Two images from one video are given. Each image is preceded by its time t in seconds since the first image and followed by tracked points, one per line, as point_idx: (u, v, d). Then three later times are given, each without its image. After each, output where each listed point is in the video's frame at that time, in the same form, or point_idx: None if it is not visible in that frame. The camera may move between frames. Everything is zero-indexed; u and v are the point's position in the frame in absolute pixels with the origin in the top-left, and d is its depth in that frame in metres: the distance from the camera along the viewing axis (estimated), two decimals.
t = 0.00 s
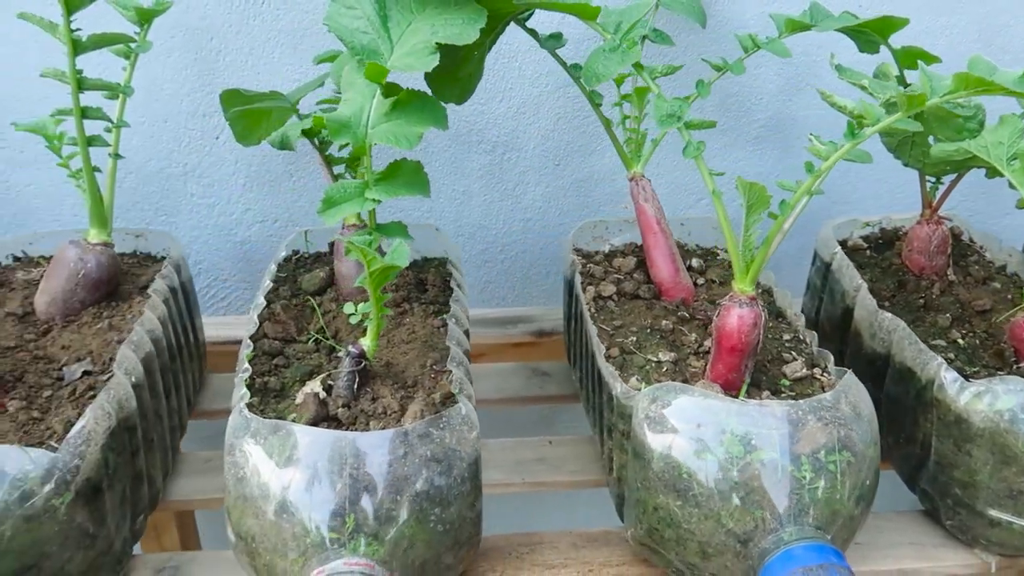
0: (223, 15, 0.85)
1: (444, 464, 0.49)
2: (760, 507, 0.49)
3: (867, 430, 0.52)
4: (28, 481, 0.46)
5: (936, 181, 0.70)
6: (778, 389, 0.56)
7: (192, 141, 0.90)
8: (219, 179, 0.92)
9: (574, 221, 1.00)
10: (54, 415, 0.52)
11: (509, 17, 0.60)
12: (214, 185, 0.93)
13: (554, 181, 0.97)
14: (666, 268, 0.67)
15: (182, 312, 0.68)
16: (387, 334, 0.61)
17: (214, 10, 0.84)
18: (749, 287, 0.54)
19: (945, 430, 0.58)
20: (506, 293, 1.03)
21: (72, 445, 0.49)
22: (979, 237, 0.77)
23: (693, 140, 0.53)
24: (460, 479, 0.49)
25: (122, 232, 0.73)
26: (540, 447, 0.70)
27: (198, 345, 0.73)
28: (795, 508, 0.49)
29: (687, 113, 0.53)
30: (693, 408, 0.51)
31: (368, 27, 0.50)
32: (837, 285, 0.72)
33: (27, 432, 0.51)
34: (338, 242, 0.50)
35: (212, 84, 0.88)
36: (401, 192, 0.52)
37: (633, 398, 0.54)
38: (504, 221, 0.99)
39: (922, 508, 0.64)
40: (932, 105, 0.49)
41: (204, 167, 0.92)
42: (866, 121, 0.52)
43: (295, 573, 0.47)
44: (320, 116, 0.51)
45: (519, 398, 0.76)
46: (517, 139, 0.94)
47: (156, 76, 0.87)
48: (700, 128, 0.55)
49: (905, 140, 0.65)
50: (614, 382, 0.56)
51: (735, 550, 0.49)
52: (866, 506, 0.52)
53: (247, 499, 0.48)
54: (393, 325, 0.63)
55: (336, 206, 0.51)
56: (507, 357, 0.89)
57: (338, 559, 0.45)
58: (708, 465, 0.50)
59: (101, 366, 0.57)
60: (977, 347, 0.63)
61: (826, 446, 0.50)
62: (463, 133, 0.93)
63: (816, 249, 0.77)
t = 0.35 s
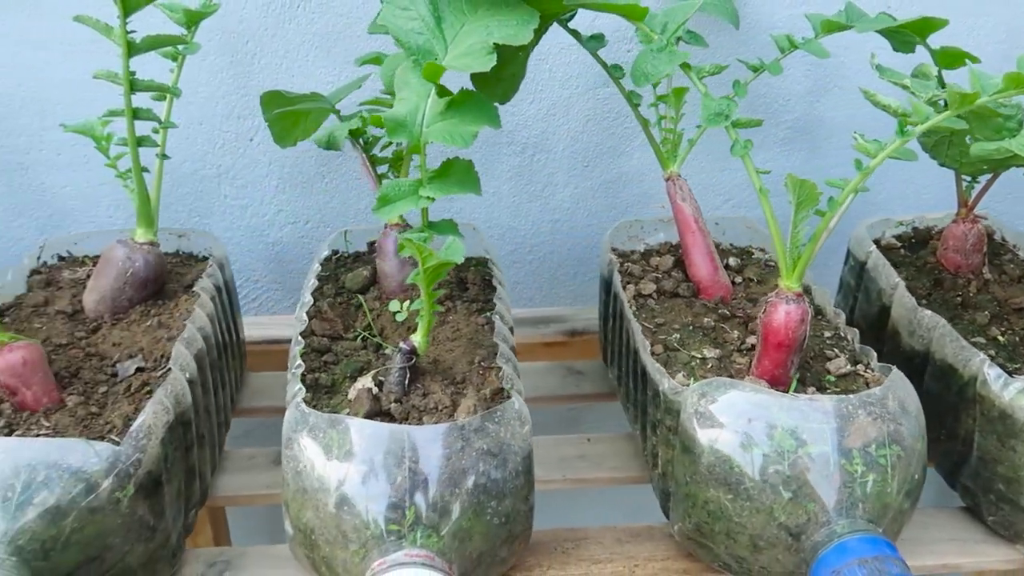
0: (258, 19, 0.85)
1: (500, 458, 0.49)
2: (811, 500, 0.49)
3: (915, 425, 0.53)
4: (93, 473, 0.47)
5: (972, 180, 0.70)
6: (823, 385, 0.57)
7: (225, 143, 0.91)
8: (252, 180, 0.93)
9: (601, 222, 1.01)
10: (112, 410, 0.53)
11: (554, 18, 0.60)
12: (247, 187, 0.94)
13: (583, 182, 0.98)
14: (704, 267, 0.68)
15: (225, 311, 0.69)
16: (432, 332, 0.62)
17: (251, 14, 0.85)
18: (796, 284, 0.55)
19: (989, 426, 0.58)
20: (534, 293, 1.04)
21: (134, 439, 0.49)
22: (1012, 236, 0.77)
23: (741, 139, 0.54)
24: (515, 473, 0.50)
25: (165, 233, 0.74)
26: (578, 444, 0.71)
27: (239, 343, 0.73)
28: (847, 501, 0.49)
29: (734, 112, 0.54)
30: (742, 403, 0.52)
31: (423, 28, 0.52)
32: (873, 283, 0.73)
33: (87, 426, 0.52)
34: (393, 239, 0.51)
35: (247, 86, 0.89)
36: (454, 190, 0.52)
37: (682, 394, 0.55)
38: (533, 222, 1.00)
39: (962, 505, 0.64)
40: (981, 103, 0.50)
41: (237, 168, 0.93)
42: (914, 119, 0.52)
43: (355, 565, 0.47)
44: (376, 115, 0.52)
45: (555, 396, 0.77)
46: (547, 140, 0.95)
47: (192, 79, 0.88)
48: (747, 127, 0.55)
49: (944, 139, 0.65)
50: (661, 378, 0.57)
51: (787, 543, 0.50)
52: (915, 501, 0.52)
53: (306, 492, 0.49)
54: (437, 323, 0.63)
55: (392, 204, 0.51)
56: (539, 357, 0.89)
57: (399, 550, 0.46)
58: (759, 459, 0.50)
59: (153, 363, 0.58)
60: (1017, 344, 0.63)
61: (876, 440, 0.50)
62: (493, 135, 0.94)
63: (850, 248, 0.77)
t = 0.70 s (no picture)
0: (295, 21, 0.86)
1: (555, 454, 0.50)
2: (864, 497, 0.50)
3: (966, 423, 0.53)
4: (155, 468, 0.48)
5: (1013, 180, 0.70)
6: (871, 383, 0.57)
7: (260, 144, 0.92)
8: (286, 181, 0.94)
9: (631, 222, 1.01)
10: (167, 407, 0.54)
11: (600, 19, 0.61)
12: (280, 188, 0.94)
13: (613, 183, 0.98)
14: (745, 267, 0.68)
15: (268, 309, 0.70)
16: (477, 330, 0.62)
17: (288, 16, 0.86)
18: (845, 283, 0.55)
19: None
20: (563, 294, 1.04)
21: (193, 435, 0.50)
22: None
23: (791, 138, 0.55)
24: (570, 469, 0.50)
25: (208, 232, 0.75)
26: (618, 443, 0.71)
27: (280, 342, 0.74)
28: (901, 498, 0.50)
29: (785, 112, 0.54)
30: (794, 399, 0.52)
31: (477, 28, 0.52)
32: (912, 283, 0.73)
33: (144, 422, 0.52)
34: (448, 238, 0.51)
35: (283, 88, 0.89)
36: (507, 189, 0.53)
37: (732, 391, 0.55)
38: (563, 223, 1.00)
39: (1005, 504, 0.64)
40: None
41: (271, 169, 0.93)
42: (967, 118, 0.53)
43: (413, 560, 0.48)
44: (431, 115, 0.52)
45: (592, 395, 0.77)
46: (579, 141, 0.96)
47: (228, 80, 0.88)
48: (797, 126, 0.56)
49: (986, 140, 0.65)
50: (709, 376, 0.57)
51: (840, 540, 0.50)
52: (966, 499, 0.53)
53: (363, 487, 0.49)
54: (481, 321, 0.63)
55: (446, 202, 0.52)
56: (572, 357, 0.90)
57: (458, 545, 0.46)
58: (812, 456, 0.50)
59: (204, 360, 0.59)
60: None
61: (929, 438, 0.51)
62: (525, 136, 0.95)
63: (887, 248, 0.78)
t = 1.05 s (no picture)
0: (331, 22, 0.87)
1: (609, 450, 0.50)
2: (919, 493, 0.50)
3: (1018, 420, 0.53)
4: (212, 463, 0.48)
5: None
6: (919, 380, 0.57)
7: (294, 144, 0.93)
8: (319, 181, 0.94)
9: (662, 222, 1.01)
10: (220, 403, 0.54)
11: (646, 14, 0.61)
12: (314, 188, 0.95)
13: (644, 183, 0.99)
14: (785, 265, 0.68)
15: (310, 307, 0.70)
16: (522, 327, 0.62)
17: (324, 17, 0.86)
18: (893, 281, 0.56)
19: None
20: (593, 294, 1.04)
21: (249, 429, 0.50)
22: None
23: (840, 135, 0.55)
24: (623, 465, 0.50)
25: (249, 231, 0.76)
26: (658, 441, 0.71)
27: (320, 340, 0.74)
28: (956, 494, 0.50)
29: (835, 109, 0.54)
30: (846, 396, 0.52)
31: (529, 26, 0.52)
32: (952, 282, 0.73)
33: (198, 417, 0.53)
34: (501, 234, 0.51)
35: (317, 88, 0.90)
36: (558, 187, 0.53)
37: (782, 388, 0.55)
38: (594, 223, 1.00)
39: None
40: None
41: (305, 169, 0.94)
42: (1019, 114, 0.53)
43: (469, 554, 0.48)
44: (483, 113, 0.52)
45: (630, 394, 0.77)
46: (610, 141, 0.96)
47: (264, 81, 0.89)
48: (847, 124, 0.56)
49: None
50: (757, 373, 0.57)
51: (894, 536, 0.50)
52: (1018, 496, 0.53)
53: (418, 482, 0.49)
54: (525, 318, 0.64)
55: (498, 200, 0.52)
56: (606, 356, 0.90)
57: (515, 540, 0.47)
58: (865, 452, 0.50)
59: (253, 357, 0.59)
60: None
61: (983, 435, 0.51)
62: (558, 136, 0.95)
63: (924, 247, 0.77)
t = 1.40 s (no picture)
0: (369, 22, 0.87)
1: (666, 443, 0.50)
2: (977, 487, 0.50)
3: None
4: (275, 454, 0.49)
5: None
6: (971, 375, 0.57)
7: (332, 143, 0.93)
8: (355, 180, 0.95)
9: (695, 221, 1.01)
10: (276, 397, 0.55)
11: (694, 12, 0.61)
12: (349, 186, 0.95)
13: (678, 182, 0.99)
14: (829, 261, 0.68)
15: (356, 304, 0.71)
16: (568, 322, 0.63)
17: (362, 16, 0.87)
18: (946, 275, 0.56)
19: None
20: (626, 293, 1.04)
21: (308, 421, 0.51)
22: None
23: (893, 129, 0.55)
24: (680, 458, 0.51)
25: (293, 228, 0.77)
26: (701, 437, 0.71)
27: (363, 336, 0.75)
28: (1014, 488, 0.50)
29: (887, 103, 0.54)
30: (901, 390, 0.52)
31: (583, 23, 0.52)
32: (995, 278, 0.73)
33: (255, 410, 0.53)
34: (556, 229, 0.52)
35: (355, 87, 0.90)
36: (612, 181, 0.53)
37: (835, 383, 0.55)
38: (627, 222, 1.00)
39: None
40: None
41: (341, 168, 0.94)
42: None
43: (529, 546, 0.48)
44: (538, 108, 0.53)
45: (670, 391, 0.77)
46: (644, 140, 0.96)
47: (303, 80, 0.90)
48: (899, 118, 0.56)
49: None
50: (808, 368, 0.57)
51: (952, 530, 0.50)
52: None
53: (476, 475, 0.50)
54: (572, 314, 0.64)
55: (553, 194, 0.52)
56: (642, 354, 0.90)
57: (577, 532, 0.47)
58: (922, 446, 0.50)
59: (305, 351, 0.60)
60: None
61: None
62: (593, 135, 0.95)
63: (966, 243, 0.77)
